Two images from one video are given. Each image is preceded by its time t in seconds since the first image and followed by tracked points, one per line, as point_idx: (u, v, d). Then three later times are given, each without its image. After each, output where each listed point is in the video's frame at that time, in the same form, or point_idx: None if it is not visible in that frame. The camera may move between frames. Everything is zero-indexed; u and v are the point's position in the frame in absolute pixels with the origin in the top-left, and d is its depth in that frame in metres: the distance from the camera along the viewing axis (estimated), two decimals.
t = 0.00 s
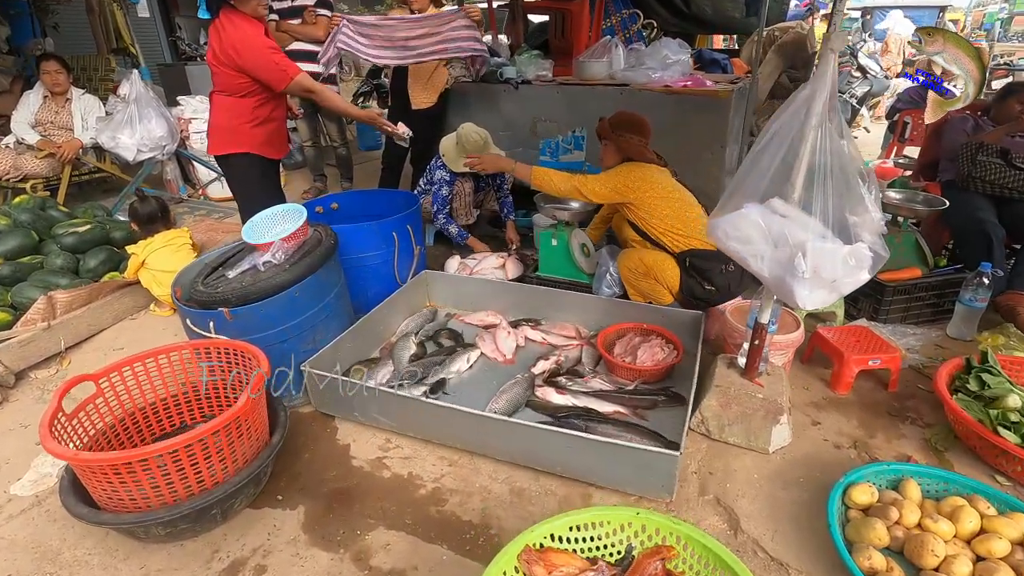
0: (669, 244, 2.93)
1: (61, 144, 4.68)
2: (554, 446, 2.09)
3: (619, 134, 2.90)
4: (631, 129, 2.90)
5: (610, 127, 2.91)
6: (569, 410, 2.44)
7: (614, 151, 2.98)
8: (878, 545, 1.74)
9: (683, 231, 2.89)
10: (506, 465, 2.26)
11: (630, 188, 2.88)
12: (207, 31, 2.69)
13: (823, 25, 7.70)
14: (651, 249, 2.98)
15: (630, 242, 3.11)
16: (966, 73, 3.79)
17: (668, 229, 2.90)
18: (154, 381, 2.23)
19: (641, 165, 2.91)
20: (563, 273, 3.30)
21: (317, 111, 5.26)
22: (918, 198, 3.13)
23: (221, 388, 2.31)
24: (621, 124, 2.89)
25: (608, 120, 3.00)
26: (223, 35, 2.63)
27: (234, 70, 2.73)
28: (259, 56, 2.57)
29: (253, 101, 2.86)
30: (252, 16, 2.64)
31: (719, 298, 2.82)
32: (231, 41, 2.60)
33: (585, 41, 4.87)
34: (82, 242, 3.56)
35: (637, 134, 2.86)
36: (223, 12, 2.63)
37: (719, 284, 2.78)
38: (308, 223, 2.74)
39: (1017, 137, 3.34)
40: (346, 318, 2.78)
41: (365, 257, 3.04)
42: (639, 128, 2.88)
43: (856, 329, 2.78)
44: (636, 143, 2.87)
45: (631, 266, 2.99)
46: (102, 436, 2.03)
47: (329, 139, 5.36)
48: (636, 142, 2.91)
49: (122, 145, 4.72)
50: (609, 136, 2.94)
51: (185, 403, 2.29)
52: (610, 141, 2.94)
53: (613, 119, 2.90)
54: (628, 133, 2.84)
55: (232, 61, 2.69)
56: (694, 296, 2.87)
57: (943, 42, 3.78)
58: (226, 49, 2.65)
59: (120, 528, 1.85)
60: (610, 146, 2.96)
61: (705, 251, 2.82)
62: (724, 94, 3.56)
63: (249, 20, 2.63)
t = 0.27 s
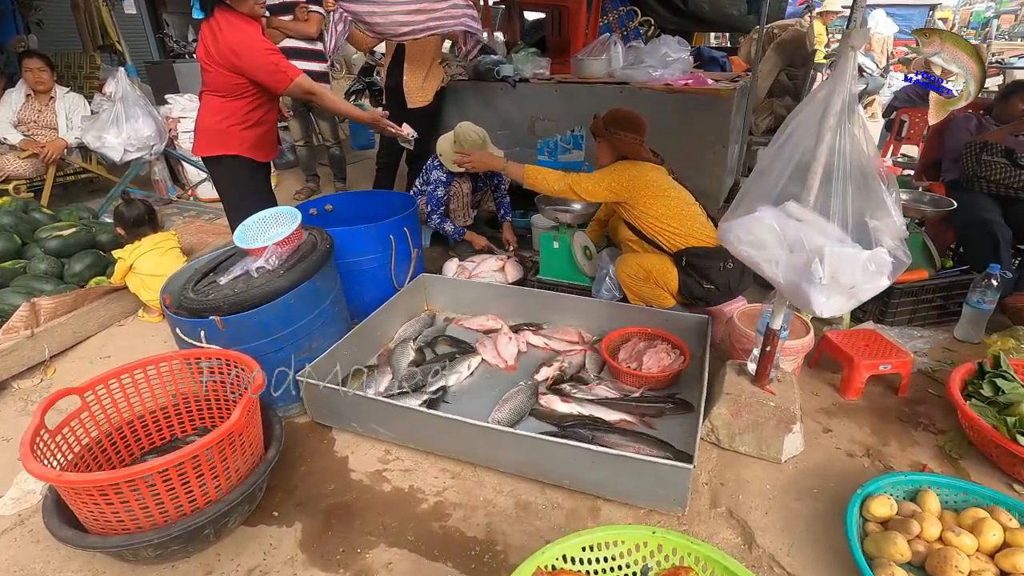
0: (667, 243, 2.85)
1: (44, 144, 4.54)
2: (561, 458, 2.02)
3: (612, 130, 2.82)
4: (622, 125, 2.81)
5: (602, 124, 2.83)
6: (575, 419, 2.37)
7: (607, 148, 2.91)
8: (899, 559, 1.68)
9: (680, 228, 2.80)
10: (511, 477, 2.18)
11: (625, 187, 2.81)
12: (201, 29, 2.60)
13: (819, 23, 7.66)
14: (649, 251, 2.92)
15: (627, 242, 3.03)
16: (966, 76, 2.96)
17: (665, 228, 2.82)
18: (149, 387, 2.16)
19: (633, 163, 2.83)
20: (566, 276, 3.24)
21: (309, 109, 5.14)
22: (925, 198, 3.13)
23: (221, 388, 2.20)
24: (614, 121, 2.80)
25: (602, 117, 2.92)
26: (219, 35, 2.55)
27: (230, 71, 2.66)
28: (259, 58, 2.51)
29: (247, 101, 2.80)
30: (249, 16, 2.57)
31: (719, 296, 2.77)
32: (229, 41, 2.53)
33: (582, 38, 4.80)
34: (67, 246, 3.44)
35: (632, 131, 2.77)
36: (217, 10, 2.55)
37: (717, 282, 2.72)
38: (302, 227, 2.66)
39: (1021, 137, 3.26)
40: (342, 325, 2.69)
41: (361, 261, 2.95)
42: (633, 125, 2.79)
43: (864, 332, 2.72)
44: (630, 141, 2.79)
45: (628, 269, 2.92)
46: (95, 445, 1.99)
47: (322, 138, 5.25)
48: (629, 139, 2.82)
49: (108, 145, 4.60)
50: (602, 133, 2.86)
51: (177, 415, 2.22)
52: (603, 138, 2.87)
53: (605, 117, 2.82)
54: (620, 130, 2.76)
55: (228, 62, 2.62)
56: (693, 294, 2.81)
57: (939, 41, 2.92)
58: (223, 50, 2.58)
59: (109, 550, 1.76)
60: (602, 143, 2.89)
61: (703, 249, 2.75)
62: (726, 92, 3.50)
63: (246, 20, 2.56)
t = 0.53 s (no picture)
0: (656, 238, 2.82)
1: (15, 142, 4.34)
2: (563, 464, 1.97)
3: (600, 125, 2.76)
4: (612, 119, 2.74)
5: (589, 118, 2.77)
6: (574, 422, 2.33)
7: (596, 142, 2.85)
8: (907, 562, 1.66)
9: (669, 222, 2.76)
10: (510, 483, 2.13)
11: (611, 182, 2.77)
12: (187, 25, 2.51)
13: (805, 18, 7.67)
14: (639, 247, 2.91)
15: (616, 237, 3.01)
16: (968, 77, 2.04)
17: (653, 223, 2.79)
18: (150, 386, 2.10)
19: (623, 158, 2.78)
20: (561, 275, 3.19)
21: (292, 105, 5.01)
22: (921, 194, 3.21)
23: (214, 392, 2.10)
24: (602, 114, 2.74)
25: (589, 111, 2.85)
26: (208, 33, 2.47)
27: (218, 70, 2.58)
28: (251, 58, 2.45)
29: (233, 100, 2.72)
30: (239, 14, 2.50)
31: (711, 288, 2.72)
32: (219, 40, 2.46)
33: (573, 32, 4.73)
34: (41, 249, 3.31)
35: (619, 125, 2.71)
36: (207, 8, 2.47)
37: (709, 274, 2.67)
38: (291, 228, 2.58)
39: (1010, 132, 3.23)
40: (332, 328, 2.61)
41: (351, 261, 2.87)
42: (622, 119, 2.72)
43: (861, 329, 2.70)
44: (618, 134, 2.72)
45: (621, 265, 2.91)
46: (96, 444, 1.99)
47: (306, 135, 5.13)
48: (617, 133, 2.76)
49: (83, 142, 4.44)
50: (589, 127, 2.80)
51: (161, 424, 2.13)
52: (591, 132, 2.81)
53: (593, 110, 2.75)
54: (608, 125, 2.70)
55: (217, 61, 2.54)
56: (685, 287, 2.77)
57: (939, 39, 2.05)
58: (212, 49, 2.49)
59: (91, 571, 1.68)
60: (591, 137, 2.83)
61: (693, 241, 2.70)
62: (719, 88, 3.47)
63: (237, 18, 2.49)
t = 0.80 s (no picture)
0: (649, 232, 2.80)
1: None
2: (566, 467, 1.93)
3: (592, 118, 2.72)
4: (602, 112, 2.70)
5: (580, 112, 2.73)
6: (575, 423, 2.28)
7: (587, 136, 2.81)
8: (918, 562, 1.64)
9: (661, 216, 2.73)
10: (512, 487, 2.08)
11: (601, 176, 2.74)
12: (175, 22, 2.44)
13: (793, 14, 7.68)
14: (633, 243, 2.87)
15: (608, 233, 2.98)
16: (970, 77, 1.95)
17: (644, 217, 2.76)
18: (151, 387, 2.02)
19: (614, 151, 2.74)
20: (557, 274, 3.14)
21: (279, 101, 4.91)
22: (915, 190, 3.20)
23: (205, 398, 2.02)
24: (593, 107, 2.71)
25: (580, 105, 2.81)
26: (200, 30, 2.41)
27: (208, 68, 2.52)
28: (247, 58, 2.41)
29: (223, 98, 2.66)
30: (232, 12, 2.46)
31: (705, 282, 2.69)
32: (212, 39, 2.40)
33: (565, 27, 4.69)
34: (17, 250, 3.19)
35: (610, 118, 2.67)
36: (200, 5, 2.41)
37: (703, 266, 2.64)
38: (281, 227, 2.51)
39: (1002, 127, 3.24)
40: (325, 330, 2.54)
41: (343, 261, 2.80)
42: (613, 112, 2.69)
43: (860, 325, 2.69)
44: (608, 128, 2.69)
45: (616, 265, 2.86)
46: (100, 444, 1.95)
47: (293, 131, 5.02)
48: (608, 127, 2.72)
49: (62, 140, 4.30)
50: (580, 121, 2.77)
51: (148, 432, 2.05)
52: (582, 126, 2.77)
53: (584, 103, 2.71)
54: (598, 118, 2.68)
55: (208, 59, 2.48)
56: (680, 280, 2.73)
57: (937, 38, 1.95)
58: (203, 46, 2.43)
59: None
60: (582, 130, 2.79)
61: (685, 234, 2.67)
62: (714, 83, 3.44)
63: (230, 17, 2.44)
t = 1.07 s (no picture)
0: (651, 229, 2.75)
1: None
2: (579, 472, 1.89)
3: (593, 114, 2.69)
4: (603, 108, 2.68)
5: (580, 107, 2.71)
6: (584, 426, 2.25)
7: (588, 132, 2.79)
8: (939, 565, 1.61)
9: (662, 212, 2.68)
10: (522, 492, 2.04)
11: (602, 172, 2.69)
12: (177, 21, 2.38)
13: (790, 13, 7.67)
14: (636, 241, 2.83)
15: (610, 231, 2.93)
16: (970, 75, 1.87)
17: (645, 214, 2.71)
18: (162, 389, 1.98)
19: (614, 147, 2.71)
20: (562, 274, 3.10)
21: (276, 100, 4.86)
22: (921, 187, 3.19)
23: (207, 403, 1.98)
24: (594, 103, 2.68)
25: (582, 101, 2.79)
26: (204, 31, 2.36)
27: (210, 69, 2.47)
28: (252, 60, 2.37)
29: (224, 99, 2.61)
30: (236, 12, 2.41)
31: (710, 278, 2.61)
32: (216, 40, 2.36)
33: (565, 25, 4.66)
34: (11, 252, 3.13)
35: (612, 113, 2.65)
36: (204, 6, 2.36)
37: (706, 262, 2.57)
38: (283, 227, 2.46)
39: (1006, 125, 3.24)
40: (328, 332, 2.49)
41: (345, 261, 2.75)
42: (614, 108, 2.66)
43: (869, 324, 2.67)
44: (610, 123, 2.66)
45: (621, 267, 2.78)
46: (111, 445, 1.93)
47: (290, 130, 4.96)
48: (609, 122, 2.70)
49: (54, 139, 4.22)
50: (580, 116, 2.74)
51: (147, 438, 1.99)
52: (583, 122, 2.75)
53: (586, 99, 2.69)
54: (598, 113, 2.65)
55: (210, 60, 2.43)
56: (684, 278, 2.66)
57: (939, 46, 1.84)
58: (207, 47, 2.38)
59: None
60: (583, 126, 2.77)
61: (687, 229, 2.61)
62: (717, 81, 3.43)
63: (234, 18, 2.40)
